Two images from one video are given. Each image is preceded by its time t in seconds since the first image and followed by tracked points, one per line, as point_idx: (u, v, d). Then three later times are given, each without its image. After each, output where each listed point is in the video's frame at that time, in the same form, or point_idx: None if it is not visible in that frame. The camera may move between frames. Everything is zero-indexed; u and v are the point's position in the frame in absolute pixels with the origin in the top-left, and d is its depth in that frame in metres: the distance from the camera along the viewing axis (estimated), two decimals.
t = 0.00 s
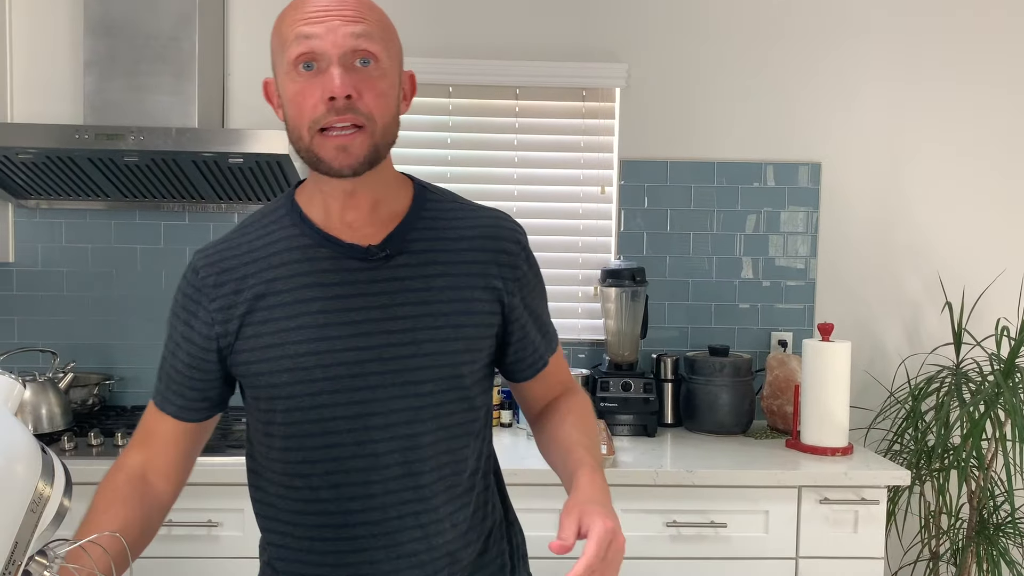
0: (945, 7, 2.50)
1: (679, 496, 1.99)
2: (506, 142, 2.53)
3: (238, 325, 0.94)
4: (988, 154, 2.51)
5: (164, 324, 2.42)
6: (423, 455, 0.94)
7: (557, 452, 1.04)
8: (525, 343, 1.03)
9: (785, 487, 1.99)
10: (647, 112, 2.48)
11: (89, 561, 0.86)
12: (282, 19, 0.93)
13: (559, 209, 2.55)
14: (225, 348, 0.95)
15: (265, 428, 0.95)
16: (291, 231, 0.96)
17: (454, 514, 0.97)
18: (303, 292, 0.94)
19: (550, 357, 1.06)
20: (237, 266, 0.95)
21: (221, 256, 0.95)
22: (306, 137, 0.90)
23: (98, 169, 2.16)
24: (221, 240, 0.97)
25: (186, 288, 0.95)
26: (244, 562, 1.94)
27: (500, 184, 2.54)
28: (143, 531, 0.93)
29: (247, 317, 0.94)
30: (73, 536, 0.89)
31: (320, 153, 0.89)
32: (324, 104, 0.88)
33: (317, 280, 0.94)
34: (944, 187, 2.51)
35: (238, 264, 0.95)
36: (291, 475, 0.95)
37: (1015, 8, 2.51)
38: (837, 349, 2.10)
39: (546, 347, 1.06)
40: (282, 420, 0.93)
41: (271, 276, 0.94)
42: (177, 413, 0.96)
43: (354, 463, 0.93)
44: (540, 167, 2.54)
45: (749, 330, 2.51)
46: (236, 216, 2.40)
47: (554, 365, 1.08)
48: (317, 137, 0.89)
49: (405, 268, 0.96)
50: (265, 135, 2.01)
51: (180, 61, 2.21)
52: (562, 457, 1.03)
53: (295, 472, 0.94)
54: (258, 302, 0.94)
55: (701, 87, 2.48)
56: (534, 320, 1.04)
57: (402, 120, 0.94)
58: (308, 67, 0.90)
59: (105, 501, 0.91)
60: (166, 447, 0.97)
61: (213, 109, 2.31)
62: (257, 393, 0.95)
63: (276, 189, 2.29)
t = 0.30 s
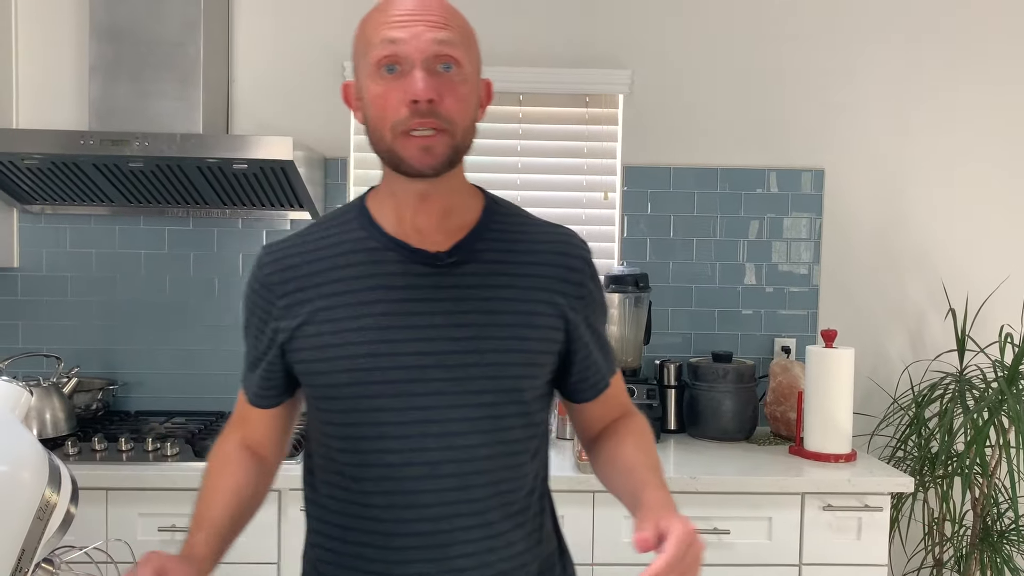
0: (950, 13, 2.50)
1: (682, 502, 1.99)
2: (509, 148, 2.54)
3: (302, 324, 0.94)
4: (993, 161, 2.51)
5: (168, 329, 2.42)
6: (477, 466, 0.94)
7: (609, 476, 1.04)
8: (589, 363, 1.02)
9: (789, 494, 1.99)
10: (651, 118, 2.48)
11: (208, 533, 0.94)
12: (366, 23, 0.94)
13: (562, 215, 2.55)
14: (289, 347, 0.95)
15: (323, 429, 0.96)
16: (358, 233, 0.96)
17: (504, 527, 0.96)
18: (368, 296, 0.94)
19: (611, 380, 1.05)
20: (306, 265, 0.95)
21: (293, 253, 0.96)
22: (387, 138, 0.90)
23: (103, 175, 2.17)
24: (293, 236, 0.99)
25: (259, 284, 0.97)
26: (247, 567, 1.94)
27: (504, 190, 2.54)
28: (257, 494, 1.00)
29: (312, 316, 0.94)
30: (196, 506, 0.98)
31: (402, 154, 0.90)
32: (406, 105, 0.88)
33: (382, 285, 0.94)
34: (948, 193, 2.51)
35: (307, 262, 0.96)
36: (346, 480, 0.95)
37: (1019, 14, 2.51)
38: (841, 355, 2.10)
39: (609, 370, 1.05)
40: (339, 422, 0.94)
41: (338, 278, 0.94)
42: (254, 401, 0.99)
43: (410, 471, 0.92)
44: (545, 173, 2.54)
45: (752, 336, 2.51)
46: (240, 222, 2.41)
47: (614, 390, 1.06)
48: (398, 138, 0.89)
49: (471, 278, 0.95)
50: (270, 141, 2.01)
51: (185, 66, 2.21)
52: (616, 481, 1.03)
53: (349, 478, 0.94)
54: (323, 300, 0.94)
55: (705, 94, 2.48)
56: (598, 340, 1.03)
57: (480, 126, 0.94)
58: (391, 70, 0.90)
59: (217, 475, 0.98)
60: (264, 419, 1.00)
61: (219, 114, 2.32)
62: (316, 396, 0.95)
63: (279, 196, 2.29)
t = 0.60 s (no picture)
0: (954, 18, 2.50)
1: (685, 508, 1.98)
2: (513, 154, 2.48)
3: (391, 323, 0.96)
4: (995, 166, 2.51)
5: (170, 335, 2.42)
6: (562, 470, 0.96)
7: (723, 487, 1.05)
8: (670, 374, 1.05)
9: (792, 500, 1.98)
10: (651, 123, 2.48)
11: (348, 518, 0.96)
12: (527, 42, 0.86)
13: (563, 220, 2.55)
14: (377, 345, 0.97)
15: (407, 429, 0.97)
16: (450, 236, 0.98)
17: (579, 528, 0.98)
18: (462, 298, 0.96)
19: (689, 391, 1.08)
20: (397, 264, 0.97)
21: (380, 254, 0.98)
22: (547, 174, 0.88)
23: (105, 181, 2.17)
24: (378, 238, 1.00)
25: (349, 280, 0.98)
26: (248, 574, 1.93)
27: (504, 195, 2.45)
28: (350, 477, 1.02)
29: (402, 314, 0.96)
30: (314, 520, 0.98)
31: (561, 191, 0.89)
32: (572, 145, 0.87)
33: (475, 288, 0.96)
34: (949, 198, 2.51)
35: (397, 265, 0.97)
36: (431, 482, 0.96)
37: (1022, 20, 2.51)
38: (842, 361, 2.09)
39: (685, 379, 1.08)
40: (426, 424, 0.95)
41: (430, 279, 0.96)
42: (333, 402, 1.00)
43: (500, 472, 0.94)
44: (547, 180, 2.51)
45: (754, 342, 2.50)
46: (241, 227, 2.41)
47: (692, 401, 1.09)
48: (559, 176, 0.88)
49: (563, 286, 0.98)
50: (271, 147, 2.01)
51: (187, 71, 2.21)
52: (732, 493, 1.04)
53: (436, 480, 0.96)
54: (416, 303, 0.96)
55: (708, 99, 2.48)
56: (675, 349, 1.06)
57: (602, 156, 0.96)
58: (562, 104, 0.86)
59: (311, 484, 0.99)
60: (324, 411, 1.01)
61: (219, 119, 2.32)
62: (403, 396, 0.96)
63: (279, 201, 2.29)
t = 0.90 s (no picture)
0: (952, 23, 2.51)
1: (683, 514, 1.98)
2: (507, 159, 2.45)
3: (454, 322, 0.99)
4: (994, 170, 2.52)
5: (167, 341, 2.42)
6: (616, 478, 0.99)
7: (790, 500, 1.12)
8: (724, 385, 1.09)
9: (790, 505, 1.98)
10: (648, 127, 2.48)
11: (401, 504, 0.94)
12: (607, 56, 0.93)
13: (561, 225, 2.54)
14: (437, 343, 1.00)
15: (465, 430, 1.00)
16: (515, 240, 1.01)
17: (629, 535, 1.01)
18: (527, 302, 0.99)
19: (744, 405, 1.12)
20: (463, 265, 1.00)
21: (443, 255, 1.01)
22: (620, 184, 0.94)
23: (101, 186, 2.17)
24: (439, 237, 1.03)
25: (414, 277, 1.00)
26: None
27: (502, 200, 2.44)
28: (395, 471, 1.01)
29: (467, 314, 0.99)
30: (365, 514, 0.95)
31: (631, 202, 0.95)
32: (647, 158, 0.93)
33: (540, 292, 0.99)
34: (947, 202, 2.51)
35: (461, 268, 1.00)
36: (488, 486, 0.98)
37: (1018, 23, 2.52)
38: (840, 365, 2.09)
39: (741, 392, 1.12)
40: (485, 426, 0.98)
41: (496, 281, 0.99)
42: (383, 399, 1.01)
43: (557, 476, 0.97)
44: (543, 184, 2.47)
45: (752, 346, 2.50)
46: (238, 233, 2.41)
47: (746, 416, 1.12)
48: (630, 187, 0.94)
49: (625, 295, 1.01)
50: (267, 152, 2.00)
51: (183, 77, 2.21)
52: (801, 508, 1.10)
53: (493, 484, 0.98)
54: (479, 305, 0.99)
55: (706, 103, 2.48)
56: (729, 361, 1.10)
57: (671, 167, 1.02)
58: (639, 119, 0.92)
59: (357, 477, 0.98)
60: (365, 404, 1.03)
61: (215, 124, 2.32)
62: (464, 397, 0.99)
63: (275, 206, 2.28)
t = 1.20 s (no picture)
0: (947, 28, 2.52)
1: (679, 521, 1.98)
2: (503, 166, 2.46)
3: (474, 328, 0.99)
4: (989, 176, 2.53)
5: (163, 349, 2.41)
6: (635, 490, 0.99)
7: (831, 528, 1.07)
8: (753, 396, 1.07)
9: (787, 512, 1.98)
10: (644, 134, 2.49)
11: (413, 501, 0.92)
12: (638, 67, 0.92)
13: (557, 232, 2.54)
14: (457, 348, 1.00)
15: (485, 439, 1.00)
16: (539, 247, 1.02)
17: (646, 546, 1.02)
18: (549, 310, 0.99)
19: (786, 419, 1.07)
20: (485, 272, 1.01)
21: (467, 260, 1.02)
22: (645, 197, 0.95)
23: (96, 194, 2.17)
24: (464, 242, 1.04)
25: (436, 281, 1.01)
26: None
27: (498, 207, 2.45)
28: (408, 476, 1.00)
29: (488, 320, 0.99)
30: (376, 511, 0.93)
31: (654, 214, 0.96)
32: (673, 171, 0.93)
33: (562, 302, 0.99)
34: (942, 207, 2.52)
35: (485, 274, 1.01)
36: (507, 496, 0.99)
37: (1012, 30, 2.53)
38: (837, 371, 2.09)
39: (781, 404, 1.08)
40: (504, 433, 0.98)
41: (518, 289, 1.00)
42: (403, 400, 1.02)
43: (576, 487, 0.97)
44: (538, 192, 2.47)
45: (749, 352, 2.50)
46: (235, 240, 2.41)
47: (791, 429, 1.07)
48: (654, 200, 0.95)
49: (647, 306, 1.01)
50: (264, 160, 2.00)
51: (179, 86, 2.21)
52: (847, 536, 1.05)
53: (513, 493, 0.98)
54: (501, 312, 0.99)
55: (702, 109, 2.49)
56: (761, 373, 1.08)
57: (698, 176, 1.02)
58: (667, 133, 0.92)
59: (370, 477, 0.97)
60: (381, 403, 1.04)
61: (211, 131, 2.32)
62: (484, 404, 1.00)
63: (271, 214, 2.28)
